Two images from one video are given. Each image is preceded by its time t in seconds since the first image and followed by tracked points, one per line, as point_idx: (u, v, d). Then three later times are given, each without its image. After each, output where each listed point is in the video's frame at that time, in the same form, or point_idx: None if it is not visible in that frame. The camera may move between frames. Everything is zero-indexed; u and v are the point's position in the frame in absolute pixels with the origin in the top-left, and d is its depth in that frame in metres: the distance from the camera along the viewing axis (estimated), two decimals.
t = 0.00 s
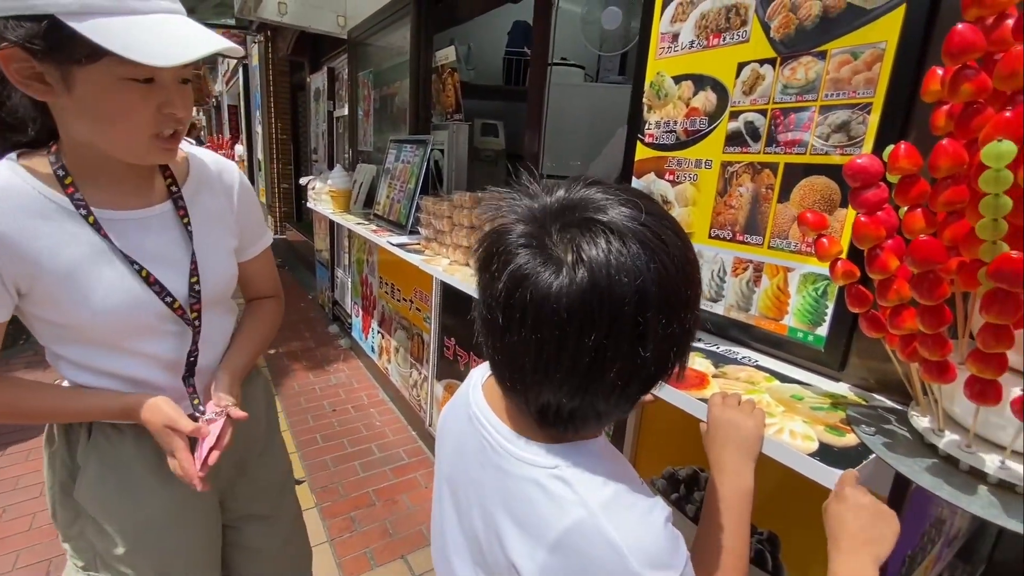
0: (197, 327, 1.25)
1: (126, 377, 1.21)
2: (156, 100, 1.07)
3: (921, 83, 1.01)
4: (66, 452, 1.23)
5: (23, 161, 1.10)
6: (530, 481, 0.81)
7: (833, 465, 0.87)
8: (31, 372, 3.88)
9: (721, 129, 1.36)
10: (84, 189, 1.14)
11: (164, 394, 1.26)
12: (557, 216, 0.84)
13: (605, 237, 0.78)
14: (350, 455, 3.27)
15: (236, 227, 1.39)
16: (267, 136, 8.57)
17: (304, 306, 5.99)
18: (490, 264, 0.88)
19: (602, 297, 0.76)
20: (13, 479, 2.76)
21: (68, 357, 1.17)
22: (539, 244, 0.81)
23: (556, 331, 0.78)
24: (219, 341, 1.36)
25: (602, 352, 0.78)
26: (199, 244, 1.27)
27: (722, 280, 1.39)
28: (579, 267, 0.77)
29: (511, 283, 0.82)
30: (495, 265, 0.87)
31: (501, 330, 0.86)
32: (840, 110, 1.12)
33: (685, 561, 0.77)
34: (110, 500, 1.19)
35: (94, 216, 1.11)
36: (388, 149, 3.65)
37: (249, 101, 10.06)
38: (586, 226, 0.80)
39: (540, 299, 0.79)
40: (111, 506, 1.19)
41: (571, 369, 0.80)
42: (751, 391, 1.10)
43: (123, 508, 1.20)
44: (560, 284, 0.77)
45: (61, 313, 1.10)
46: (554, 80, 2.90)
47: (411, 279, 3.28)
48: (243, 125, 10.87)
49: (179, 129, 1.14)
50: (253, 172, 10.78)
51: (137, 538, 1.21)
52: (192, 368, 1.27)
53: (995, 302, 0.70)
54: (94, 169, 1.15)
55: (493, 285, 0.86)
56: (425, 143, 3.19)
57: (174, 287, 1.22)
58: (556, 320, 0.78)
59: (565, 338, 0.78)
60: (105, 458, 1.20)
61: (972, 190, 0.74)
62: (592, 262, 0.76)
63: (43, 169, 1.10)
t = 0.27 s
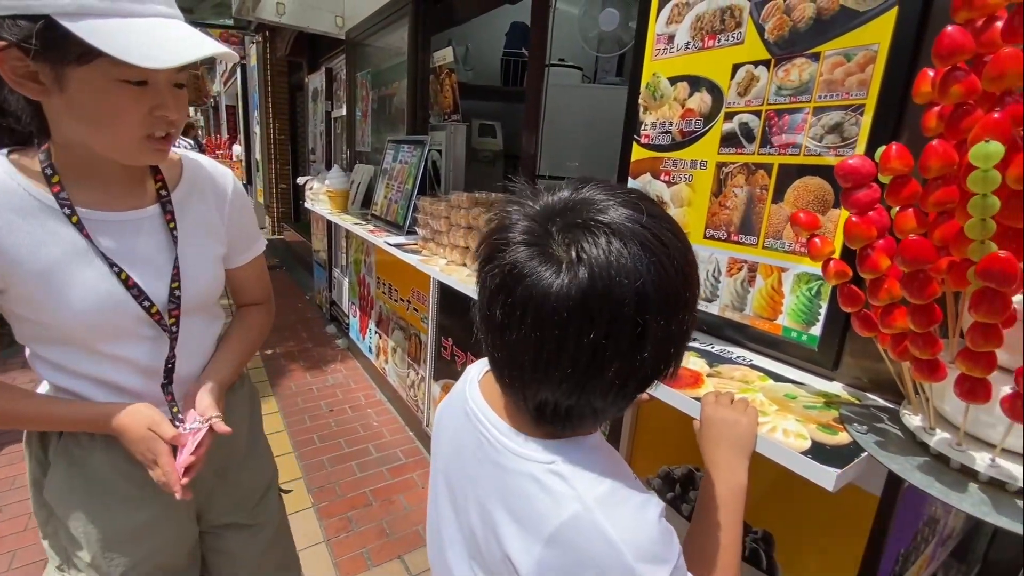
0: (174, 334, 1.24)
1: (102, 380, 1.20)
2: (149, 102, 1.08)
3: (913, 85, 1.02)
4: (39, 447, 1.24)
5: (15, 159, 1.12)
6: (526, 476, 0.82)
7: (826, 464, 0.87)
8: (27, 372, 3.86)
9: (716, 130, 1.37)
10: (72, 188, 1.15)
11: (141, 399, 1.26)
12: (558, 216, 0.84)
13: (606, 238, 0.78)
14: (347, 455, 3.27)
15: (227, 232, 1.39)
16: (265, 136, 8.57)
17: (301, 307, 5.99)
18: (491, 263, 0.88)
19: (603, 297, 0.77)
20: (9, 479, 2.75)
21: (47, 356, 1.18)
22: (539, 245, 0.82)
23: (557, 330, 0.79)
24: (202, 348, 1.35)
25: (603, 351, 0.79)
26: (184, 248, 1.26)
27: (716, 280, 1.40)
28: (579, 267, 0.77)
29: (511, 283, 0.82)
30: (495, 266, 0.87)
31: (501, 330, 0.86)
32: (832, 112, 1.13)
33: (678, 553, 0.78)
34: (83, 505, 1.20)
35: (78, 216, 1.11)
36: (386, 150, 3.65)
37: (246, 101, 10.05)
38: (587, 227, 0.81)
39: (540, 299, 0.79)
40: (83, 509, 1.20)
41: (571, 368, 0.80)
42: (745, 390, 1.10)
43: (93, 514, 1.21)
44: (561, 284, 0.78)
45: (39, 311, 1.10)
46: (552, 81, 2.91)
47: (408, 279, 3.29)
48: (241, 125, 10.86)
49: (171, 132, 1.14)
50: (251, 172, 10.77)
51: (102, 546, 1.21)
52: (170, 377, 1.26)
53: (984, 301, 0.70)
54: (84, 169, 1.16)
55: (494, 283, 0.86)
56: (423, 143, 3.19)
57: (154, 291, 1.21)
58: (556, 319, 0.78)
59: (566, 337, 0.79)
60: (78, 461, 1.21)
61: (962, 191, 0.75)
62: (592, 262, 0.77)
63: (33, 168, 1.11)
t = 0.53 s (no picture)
0: (155, 335, 1.23)
1: (87, 379, 1.20)
2: (141, 96, 1.08)
3: (909, 86, 1.03)
4: (26, 447, 1.25)
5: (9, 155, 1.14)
6: (518, 470, 0.83)
7: (822, 463, 0.88)
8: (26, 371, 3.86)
9: (713, 131, 1.37)
10: (65, 182, 1.16)
11: (124, 400, 1.25)
12: (550, 214, 0.85)
13: (599, 233, 0.79)
14: (345, 455, 3.28)
15: (221, 236, 1.38)
16: (265, 136, 8.57)
17: (300, 307, 5.99)
18: (486, 264, 0.88)
19: (599, 291, 0.77)
20: (8, 478, 2.75)
21: (35, 352, 1.19)
22: (533, 244, 0.83)
23: (557, 327, 0.79)
24: (194, 350, 1.35)
25: (601, 345, 0.79)
26: (173, 247, 1.26)
27: (714, 280, 1.41)
28: (574, 263, 0.78)
29: (508, 283, 0.83)
30: (490, 267, 0.87)
31: (498, 330, 0.86)
32: (829, 113, 1.14)
33: (671, 543, 0.78)
34: (70, 507, 1.21)
35: (68, 210, 1.12)
36: (385, 150, 3.65)
37: (246, 101, 10.05)
38: (579, 222, 0.81)
39: (538, 298, 0.79)
40: (67, 511, 1.21)
41: (571, 364, 0.81)
42: (742, 390, 1.11)
43: (78, 515, 1.22)
44: (557, 281, 0.78)
45: (21, 307, 1.10)
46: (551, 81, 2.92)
47: (408, 279, 3.29)
48: (241, 125, 10.85)
49: (163, 127, 1.15)
50: (251, 172, 10.77)
51: (82, 549, 1.22)
52: (156, 379, 1.25)
53: (977, 300, 0.71)
54: (77, 166, 1.17)
55: (491, 285, 0.87)
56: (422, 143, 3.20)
57: (138, 291, 1.20)
58: (554, 317, 0.79)
59: (565, 334, 0.79)
60: (64, 464, 1.22)
61: (956, 191, 0.76)
62: (586, 257, 0.78)
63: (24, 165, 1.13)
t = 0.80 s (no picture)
0: (153, 334, 1.23)
1: (83, 377, 1.21)
2: (143, 95, 1.09)
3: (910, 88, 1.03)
4: (26, 446, 1.25)
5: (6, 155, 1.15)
6: (515, 467, 0.84)
7: (822, 464, 0.88)
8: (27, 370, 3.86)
9: (715, 132, 1.38)
10: (62, 181, 1.17)
11: (120, 399, 1.25)
12: (547, 218, 0.86)
13: (599, 233, 0.81)
14: (346, 455, 3.28)
15: (218, 233, 1.39)
16: (266, 136, 8.58)
17: (301, 307, 5.99)
18: (488, 272, 0.88)
19: (607, 289, 0.79)
20: (9, 477, 2.76)
21: (32, 351, 1.19)
22: (535, 247, 0.83)
23: (569, 329, 0.80)
24: (194, 349, 1.36)
25: (609, 342, 0.81)
26: (171, 247, 1.26)
27: (715, 281, 1.41)
28: (579, 263, 0.79)
29: (513, 287, 0.83)
30: (492, 273, 0.87)
31: (503, 334, 0.86)
32: (830, 114, 1.14)
33: (664, 544, 0.77)
34: (71, 505, 1.21)
35: (64, 208, 1.12)
36: (387, 150, 3.66)
37: (247, 101, 10.07)
38: (579, 224, 0.83)
39: (547, 300, 0.80)
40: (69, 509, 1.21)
41: (581, 362, 0.81)
42: (742, 391, 1.11)
43: (79, 513, 1.22)
44: (564, 282, 0.79)
45: (18, 306, 1.11)
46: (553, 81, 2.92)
47: (409, 279, 3.29)
48: (242, 125, 10.86)
49: (163, 125, 1.16)
50: (252, 172, 10.77)
51: (82, 548, 1.22)
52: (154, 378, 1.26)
53: (977, 302, 0.71)
54: (73, 165, 1.17)
55: (496, 293, 0.86)
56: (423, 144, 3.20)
57: (134, 289, 1.20)
58: (564, 317, 0.79)
59: (574, 333, 0.80)
60: (64, 462, 1.22)
61: (956, 193, 0.76)
62: (590, 256, 0.79)
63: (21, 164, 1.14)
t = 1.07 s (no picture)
0: (161, 332, 1.24)
1: (89, 378, 1.21)
2: (146, 94, 1.09)
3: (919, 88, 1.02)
4: (30, 446, 1.24)
5: (8, 157, 1.14)
6: (507, 464, 0.85)
7: (830, 466, 0.87)
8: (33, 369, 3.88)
9: (721, 132, 1.37)
10: (65, 183, 1.17)
11: (127, 399, 1.25)
12: (549, 217, 0.86)
13: (603, 230, 0.81)
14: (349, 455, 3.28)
15: (221, 231, 1.39)
16: (270, 136, 8.59)
17: (305, 306, 6.00)
18: (493, 275, 0.87)
19: (614, 285, 0.79)
20: (14, 476, 2.77)
21: (36, 354, 1.19)
22: (540, 246, 0.83)
23: (581, 326, 0.80)
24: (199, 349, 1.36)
25: (617, 338, 0.81)
26: (175, 246, 1.26)
27: (720, 282, 1.40)
28: (586, 260, 0.79)
29: (521, 286, 0.82)
30: (497, 273, 0.87)
31: (511, 334, 0.86)
32: (837, 114, 1.13)
33: (655, 539, 0.78)
34: (77, 506, 1.22)
35: (68, 210, 1.13)
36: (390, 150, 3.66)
37: (251, 101, 10.09)
38: (582, 222, 0.83)
39: (556, 298, 0.80)
40: (72, 512, 1.21)
41: (590, 358, 0.82)
42: (748, 392, 1.11)
43: (84, 514, 1.22)
44: (573, 279, 0.79)
45: (24, 307, 1.11)
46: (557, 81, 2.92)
47: (412, 279, 3.29)
48: (246, 124, 10.88)
49: (166, 124, 1.16)
50: (256, 172, 10.79)
51: (88, 548, 1.22)
52: (161, 375, 1.26)
53: (987, 304, 0.71)
54: (76, 166, 1.17)
55: (503, 294, 0.86)
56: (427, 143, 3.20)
57: (140, 289, 1.20)
58: (573, 315, 0.79)
59: (584, 330, 0.80)
60: (70, 463, 1.23)
61: (966, 195, 0.76)
62: (597, 253, 0.79)
63: (24, 166, 1.14)
